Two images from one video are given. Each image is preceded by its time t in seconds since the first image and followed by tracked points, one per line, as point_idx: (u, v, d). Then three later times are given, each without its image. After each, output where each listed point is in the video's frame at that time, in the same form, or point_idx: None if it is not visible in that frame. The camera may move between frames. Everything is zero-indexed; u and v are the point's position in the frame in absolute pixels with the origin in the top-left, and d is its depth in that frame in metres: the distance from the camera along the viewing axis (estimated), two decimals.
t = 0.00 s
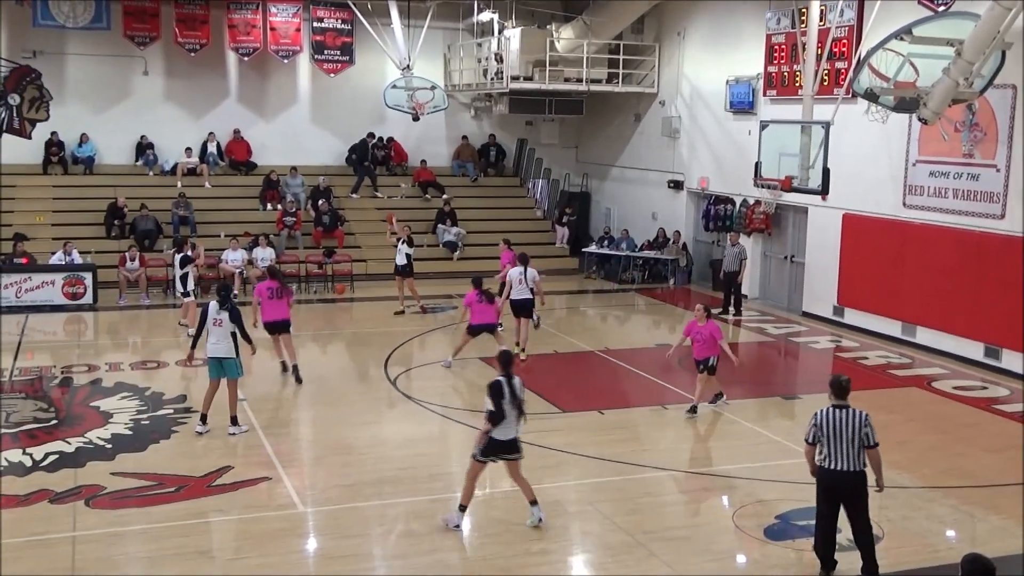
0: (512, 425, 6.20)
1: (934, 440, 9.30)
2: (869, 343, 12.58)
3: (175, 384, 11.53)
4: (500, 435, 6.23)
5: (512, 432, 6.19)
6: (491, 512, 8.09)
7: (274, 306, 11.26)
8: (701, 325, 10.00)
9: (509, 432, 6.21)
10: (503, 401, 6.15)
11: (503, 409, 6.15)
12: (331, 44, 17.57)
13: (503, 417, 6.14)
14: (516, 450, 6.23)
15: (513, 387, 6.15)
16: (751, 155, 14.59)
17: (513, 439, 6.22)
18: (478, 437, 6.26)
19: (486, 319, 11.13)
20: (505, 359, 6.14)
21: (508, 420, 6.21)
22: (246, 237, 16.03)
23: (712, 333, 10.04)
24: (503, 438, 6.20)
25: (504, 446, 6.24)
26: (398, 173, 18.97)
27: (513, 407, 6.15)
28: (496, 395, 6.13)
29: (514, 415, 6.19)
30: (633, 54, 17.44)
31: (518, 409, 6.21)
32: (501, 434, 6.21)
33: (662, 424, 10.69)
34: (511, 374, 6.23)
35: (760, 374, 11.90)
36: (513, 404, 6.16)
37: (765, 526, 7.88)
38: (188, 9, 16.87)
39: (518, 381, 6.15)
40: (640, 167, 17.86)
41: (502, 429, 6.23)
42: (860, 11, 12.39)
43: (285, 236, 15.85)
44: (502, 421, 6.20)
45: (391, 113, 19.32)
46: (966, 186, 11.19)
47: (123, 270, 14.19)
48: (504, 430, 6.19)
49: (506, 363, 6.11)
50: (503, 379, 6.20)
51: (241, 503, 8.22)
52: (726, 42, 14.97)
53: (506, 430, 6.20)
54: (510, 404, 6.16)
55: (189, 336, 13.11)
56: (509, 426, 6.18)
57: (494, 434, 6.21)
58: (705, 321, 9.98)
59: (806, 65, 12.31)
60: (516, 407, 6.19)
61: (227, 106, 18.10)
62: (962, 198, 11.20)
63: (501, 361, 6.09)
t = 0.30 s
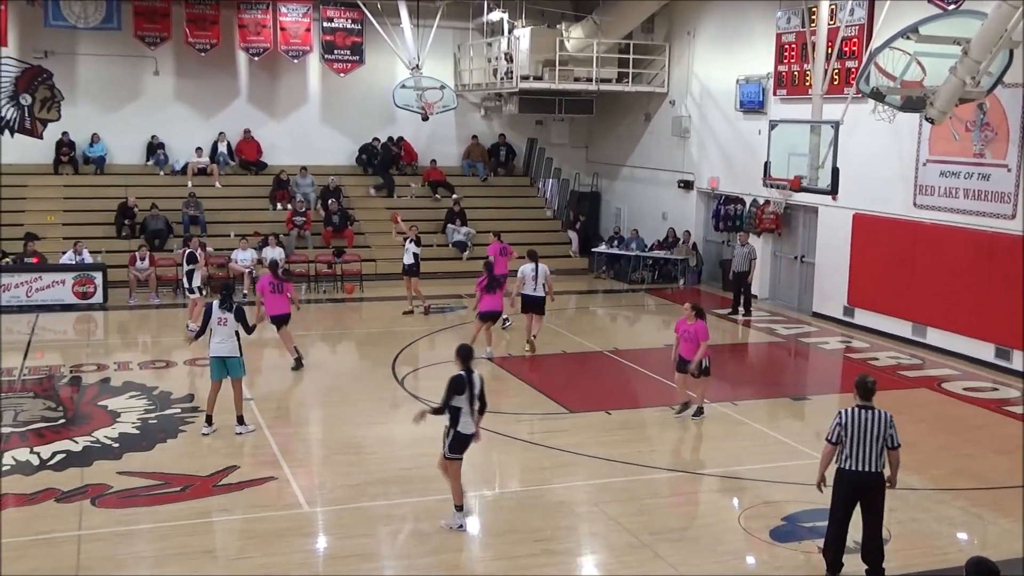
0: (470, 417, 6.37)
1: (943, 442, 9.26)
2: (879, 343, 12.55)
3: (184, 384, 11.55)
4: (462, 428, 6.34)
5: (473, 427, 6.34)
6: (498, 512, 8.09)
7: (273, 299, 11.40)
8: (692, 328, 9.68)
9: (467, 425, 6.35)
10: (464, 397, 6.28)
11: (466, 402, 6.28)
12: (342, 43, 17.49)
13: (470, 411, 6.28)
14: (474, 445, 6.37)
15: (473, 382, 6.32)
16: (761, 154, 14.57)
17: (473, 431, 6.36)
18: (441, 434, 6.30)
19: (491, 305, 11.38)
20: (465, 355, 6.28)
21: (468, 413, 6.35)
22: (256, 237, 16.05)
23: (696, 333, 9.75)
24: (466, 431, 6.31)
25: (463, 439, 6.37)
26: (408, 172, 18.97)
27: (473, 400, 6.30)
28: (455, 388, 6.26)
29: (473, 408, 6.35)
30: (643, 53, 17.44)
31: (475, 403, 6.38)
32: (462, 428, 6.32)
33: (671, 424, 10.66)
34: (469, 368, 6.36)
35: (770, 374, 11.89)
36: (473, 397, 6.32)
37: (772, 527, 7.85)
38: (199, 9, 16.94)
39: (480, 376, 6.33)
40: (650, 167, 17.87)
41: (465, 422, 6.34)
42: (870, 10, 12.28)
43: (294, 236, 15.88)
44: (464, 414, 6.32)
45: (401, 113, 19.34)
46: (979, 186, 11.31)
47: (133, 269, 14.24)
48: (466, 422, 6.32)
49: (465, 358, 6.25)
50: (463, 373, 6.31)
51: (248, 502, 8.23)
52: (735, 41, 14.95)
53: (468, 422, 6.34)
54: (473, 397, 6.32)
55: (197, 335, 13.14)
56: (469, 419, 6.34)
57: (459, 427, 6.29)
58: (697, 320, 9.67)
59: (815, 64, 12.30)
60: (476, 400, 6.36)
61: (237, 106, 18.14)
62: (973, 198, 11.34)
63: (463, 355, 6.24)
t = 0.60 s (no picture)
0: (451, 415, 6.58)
1: (967, 441, 9.17)
2: (903, 342, 12.43)
3: (206, 381, 11.61)
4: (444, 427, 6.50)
5: (453, 425, 6.58)
6: (517, 510, 8.09)
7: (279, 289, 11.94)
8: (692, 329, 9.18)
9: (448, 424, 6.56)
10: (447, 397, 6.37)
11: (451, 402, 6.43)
12: (363, 41, 17.56)
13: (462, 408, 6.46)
14: (451, 441, 6.61)
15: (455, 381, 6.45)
16: (782, 152, 14.54)
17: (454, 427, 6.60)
18: (429, 436, 6.38)
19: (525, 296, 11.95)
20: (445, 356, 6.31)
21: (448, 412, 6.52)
22: (278, 234, 16.06)
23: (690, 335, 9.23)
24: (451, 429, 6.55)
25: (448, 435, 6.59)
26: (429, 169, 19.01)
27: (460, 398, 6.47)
28: (443, 389, 6.35)
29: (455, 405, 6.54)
30: (666, 50, 17.36)
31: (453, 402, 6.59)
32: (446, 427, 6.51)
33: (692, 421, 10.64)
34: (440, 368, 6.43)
35: (794, 373, 11.79)
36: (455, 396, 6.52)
37: (792, 527, 7.80)
38: (222, 7, 16.96)
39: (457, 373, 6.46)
40: (673, 164, 17.78)
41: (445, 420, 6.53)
42: (895, 5, 11.88)
43: (316, 233, 15.92)
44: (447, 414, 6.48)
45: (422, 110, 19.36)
46: (1003, 182, 11.06)
47: (156, 266, 14.31)
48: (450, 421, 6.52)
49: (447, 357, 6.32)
50: (445, 374, 6.37)
51: (269, 499, 8.25)
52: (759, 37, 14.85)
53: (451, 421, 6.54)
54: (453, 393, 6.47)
55: (219, 332, 13.21)
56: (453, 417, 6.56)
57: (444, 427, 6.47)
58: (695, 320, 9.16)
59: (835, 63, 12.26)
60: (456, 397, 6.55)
61: (259, 104, 18.30)
62: (998, 194, 11.08)
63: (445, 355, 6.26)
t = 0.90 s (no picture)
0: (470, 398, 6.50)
1: None
2: (963, 334, 12.22)
3: (262, 369, 11.78)
4: (458, 414, 6.40)
5: (470, 412, 6.45)
6: (572, 500, 8.09)
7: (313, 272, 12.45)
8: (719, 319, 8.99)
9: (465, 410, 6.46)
10: (463, 382, 6.28)
11: (470, 386, 6.36)
12: (418, 32, 17.69)
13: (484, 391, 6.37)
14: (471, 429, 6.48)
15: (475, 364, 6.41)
16: (841, 140, 14.32)
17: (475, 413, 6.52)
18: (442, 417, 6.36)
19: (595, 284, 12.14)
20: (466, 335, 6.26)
21: (463, 397, 6.44)
22: (332, 225, 16.20)
23: (728, 328, 8.91)
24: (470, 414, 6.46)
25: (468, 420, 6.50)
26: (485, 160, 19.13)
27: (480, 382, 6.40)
28: (461, 373, 6.28)
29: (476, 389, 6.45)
30: (721, 38, 17.20)
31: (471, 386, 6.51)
32: (464, 413, 6.43)
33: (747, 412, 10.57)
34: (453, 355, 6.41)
35: (850, 365, 11.67)
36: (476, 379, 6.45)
37: (850, 520, 7.72)
38: None
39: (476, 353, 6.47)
40: (728, 154, 17.58)
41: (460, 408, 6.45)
42: None
43: (371, 224, 16.22)
44: (463, 401, 6.38)
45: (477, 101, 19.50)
46: None
47: (214, 256, 14.60)
48: (465, 407, 6.43)
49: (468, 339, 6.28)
50: (460, 359, 6.30)
51: (324, 487, 8.33)
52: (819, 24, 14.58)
53: (469, 406, 6.43)
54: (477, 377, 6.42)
55: (274, 322, 13.39)
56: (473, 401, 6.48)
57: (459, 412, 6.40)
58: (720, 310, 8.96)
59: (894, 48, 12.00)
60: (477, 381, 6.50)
61: (315, 94, 18.50)
62: None
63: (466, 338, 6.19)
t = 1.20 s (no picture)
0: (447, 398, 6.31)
1: None
2: (968, 323, 12.17)
3: (266, 367, 11.80)
4: (428, 410, 6.29)
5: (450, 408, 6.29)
6: (579, 495, 8.08)
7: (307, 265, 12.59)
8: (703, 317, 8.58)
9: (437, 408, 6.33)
10: (430, 377, 6.17)
11: (440, 383, 6.23)
12: (418, 28, 17.23)
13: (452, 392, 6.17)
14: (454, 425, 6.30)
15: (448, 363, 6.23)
16: (843, 131, 14.19)
17: (453, 410, 6.35)
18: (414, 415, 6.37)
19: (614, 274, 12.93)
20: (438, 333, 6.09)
21: (437, 394, 6.33)
22: (336, 224, 16.44)
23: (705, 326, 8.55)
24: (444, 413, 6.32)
25: (448, 416, 6.38)
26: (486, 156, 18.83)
27: (450, 382, 6.22)
28: (429, 369, 6.18)
29: (449, 388, 6.26)
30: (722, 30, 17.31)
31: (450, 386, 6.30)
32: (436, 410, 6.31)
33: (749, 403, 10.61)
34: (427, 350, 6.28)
35: (854, 356, 11.69)
36: (449, 380, 6.25)
37: (856, 511, 7.73)
38: None
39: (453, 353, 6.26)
40: (731, 147, 17.69)
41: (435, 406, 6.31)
42: None
43: (373, 221, 16.49)
44: (432, 399, 6.25)
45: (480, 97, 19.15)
46: None
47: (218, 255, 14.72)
48: (437, 404, 6.29)
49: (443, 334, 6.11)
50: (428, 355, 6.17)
51: (329, 484, 8.34)
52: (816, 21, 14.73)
53: (442, 405, 6.27)
54: (449, 376, 6.23)
55: (278, 321, 13.43)
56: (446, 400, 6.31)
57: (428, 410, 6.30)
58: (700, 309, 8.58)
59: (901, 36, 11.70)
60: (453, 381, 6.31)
61: (317, 92, 18.74)
62: None
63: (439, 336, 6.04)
